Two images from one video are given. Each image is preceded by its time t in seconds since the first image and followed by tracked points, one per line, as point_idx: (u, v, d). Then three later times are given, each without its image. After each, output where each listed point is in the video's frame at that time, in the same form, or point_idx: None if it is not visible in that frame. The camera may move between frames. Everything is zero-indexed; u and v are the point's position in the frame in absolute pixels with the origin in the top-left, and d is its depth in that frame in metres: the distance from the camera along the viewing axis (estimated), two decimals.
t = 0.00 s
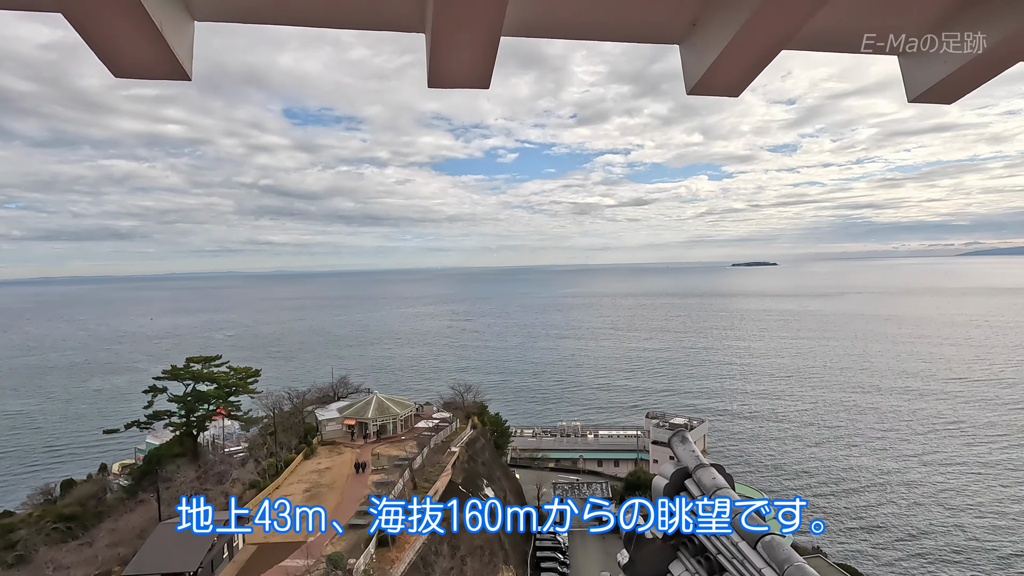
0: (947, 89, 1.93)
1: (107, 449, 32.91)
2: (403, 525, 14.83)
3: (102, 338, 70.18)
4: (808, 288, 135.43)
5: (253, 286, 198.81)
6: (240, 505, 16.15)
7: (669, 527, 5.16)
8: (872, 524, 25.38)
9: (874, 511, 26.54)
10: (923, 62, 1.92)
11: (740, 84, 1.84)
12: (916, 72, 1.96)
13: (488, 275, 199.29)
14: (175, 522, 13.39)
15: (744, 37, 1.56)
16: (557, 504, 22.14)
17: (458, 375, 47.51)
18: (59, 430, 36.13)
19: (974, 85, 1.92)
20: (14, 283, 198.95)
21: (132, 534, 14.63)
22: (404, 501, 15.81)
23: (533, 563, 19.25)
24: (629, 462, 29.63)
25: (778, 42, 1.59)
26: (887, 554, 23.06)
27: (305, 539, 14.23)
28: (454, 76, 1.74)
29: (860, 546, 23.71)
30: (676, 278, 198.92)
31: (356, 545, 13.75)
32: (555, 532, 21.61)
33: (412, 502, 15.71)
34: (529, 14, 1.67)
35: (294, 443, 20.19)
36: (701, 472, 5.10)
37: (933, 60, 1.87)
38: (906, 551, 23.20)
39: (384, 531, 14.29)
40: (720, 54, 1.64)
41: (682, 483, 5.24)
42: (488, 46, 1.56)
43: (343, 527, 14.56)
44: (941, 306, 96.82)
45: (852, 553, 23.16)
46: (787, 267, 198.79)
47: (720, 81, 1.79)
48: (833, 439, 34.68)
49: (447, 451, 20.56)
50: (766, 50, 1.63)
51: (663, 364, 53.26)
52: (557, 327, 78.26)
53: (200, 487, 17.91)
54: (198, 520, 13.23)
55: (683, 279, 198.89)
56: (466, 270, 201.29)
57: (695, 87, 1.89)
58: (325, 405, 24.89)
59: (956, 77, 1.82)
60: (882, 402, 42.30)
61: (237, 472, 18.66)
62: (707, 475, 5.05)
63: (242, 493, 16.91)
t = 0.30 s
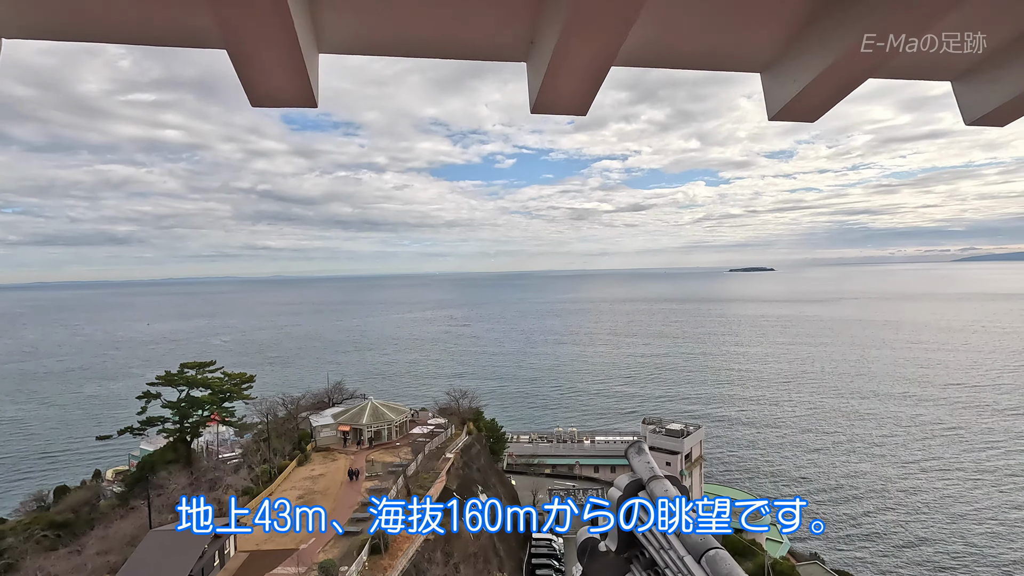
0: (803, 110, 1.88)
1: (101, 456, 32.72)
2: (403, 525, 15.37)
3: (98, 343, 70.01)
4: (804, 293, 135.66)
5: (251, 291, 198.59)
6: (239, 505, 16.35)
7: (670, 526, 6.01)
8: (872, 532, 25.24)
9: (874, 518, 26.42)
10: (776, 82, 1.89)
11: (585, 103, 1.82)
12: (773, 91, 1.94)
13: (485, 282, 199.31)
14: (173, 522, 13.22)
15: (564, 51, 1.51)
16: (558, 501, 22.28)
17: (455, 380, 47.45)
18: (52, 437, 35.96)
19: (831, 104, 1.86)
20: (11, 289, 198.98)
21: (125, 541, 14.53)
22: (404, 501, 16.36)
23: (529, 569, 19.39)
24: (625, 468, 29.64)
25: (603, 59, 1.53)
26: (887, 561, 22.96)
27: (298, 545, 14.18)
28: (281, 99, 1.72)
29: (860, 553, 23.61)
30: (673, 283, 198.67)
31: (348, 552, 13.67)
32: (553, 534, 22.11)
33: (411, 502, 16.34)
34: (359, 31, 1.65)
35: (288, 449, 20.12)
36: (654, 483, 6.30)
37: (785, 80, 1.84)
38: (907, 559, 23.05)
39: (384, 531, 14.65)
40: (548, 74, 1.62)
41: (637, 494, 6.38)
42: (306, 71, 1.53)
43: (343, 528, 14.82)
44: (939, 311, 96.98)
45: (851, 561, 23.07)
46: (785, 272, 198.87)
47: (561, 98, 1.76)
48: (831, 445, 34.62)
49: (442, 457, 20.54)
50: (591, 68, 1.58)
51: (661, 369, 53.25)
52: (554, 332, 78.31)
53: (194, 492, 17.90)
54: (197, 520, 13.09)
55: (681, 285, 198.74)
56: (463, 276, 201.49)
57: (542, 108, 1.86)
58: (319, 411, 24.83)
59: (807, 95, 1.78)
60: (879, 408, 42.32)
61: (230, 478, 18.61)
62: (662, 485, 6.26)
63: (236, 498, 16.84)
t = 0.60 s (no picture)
0: (684, 101, 1.65)
1: (99, 458, 32.73)
2: (404, 524, 15.39)
3: (97, 345, 70.11)
4: (804, 295, 135.69)
5: (251, 293, 198.61)
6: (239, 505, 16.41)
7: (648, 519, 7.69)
8: (871, 535, 25.15)
9: (873, 521, 26.34)
10: (655, 76, 1.65)
11: (446, 97, 1.64)
12: (652, 87, 1.70)
13: (485, 283, 199.16)
14: (174, 522, 13.30)
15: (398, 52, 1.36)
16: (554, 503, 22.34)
17: (453, 382, 47.43)
18: (51, 438, 35.99)
19: (711, 96, 1.63)
20: (11, 290, 199.17)
21: (118, 545, 14.53)
22: (403, 501, 16.40)
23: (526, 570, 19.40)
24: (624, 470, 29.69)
25: (443, 53, 1.34)
26: (885, 564, 22.87)
27: (293, 547, 14.19)
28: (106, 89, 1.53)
29: (859, 556, 23.53)
30: (674, 284, 198.55)
31: (343, 554, 13.71)
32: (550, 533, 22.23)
33: (411, 502, 16.38)
34: (191, 24, 1.43)
35: (283, 452, 20.23)
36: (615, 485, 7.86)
37: (658, 76, 1.62)
38: (905, 562, 22.97)
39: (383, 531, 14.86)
40: (395, 63, 1.43)
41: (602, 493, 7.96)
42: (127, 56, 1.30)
43: (343, 528, 14.93)
44: (939, 314, 96.90)
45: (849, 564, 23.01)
46: (784, 274, 198.84)
47: (417, 94, 1.59)
48: (830, 448, 34.54)
49: (439, 459, 20.57)
50: (433, 65, 1.40)
51: (660, 372, 53.24)
52: (554, 334, 78.30)
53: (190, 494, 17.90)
54: (197, 520, 13.19)
55: (682, 288, 198.40)
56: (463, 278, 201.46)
57: (399, 102, 1.67)
58: (316, 413, 24.83)
59: (680, 91, 1.57)
60: (878, 411, 42.29)
61: (225, 480, 18.56)
62: (622, 487, 7.79)
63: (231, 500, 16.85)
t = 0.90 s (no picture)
0: (537, 106, 1.70)
1: (94, 457, 32.62)
2: (404, 524, 15.24)
3: (93, 343, 69.87)
4: (802, 293, 135.78)
5: (248, 291, 198.36)
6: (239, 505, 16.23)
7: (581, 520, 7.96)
8: (867, 534, 25.13)
9: (869, 519, 26.33)
10: (505, 79, 1.68)
11: (281, 101, 1.63)
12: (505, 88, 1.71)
13: (482, 282, 199.11)
14: (174, 522, 13.22)
15: (219, 55, 1.35)
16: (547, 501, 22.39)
17: (450, 381, 47.36)
18: (45, 437, 35.86)
19: (560, 105, 1.70)
20: (8, 288, 198.78)
21: (111, 544, 14.49)
22: (403, 501, 16.36)
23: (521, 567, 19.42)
24: (619, 468, 29.73)
25: (264, 56, 1.34)
26: (881, 562, 22.88)
27: (287, 545, 14.24)
28: None
29: (854, 555, 23.54)
30: (672, 282, 198.62)
31: (336, 552, 13.79)
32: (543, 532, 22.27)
33: (412, 502, 16.21)
34: None
35: (278, 450, 20.12)
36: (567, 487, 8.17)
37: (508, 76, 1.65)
38: (901, 560, 22.98)
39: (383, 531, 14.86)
40: (199, 68, 1.42)
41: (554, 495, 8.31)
42: None
43: (343, 528, 14.91)
44: (936, 311, 97.02)
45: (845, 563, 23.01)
46: (781, 272, 198.91)
47: (245, 101, 1.57)
48: (826, 446, 34.54)
49: (434, 457, 20.55)
50: (258, 65, 1.38)
51: (658, 370, 53.21)
52: (551, 332, 78.20)
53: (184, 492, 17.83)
54: (197, 520, 13.25)
55: (680, 285, 198.34)
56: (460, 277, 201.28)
57: (227, 108, 1.65)
58: (311, 411, 24.78)
59: (526, 90, 1.59)
60: (874, 409, 42.33)
61: (219, 478, 18.50)
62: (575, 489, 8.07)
63: (225, 500, 16.76)
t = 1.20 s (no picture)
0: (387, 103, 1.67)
1: (91, 456, 32.60)
2: (403, 524, 15.23)
3: (92, 342, 69.83)
4: (802, 292, 135.74)
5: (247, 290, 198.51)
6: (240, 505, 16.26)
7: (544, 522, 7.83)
8: (864, 534, 25.10)
9: (866, 520, 26.28)
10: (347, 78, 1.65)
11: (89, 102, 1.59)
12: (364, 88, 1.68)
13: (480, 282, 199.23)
14: (174, 522, 13.24)
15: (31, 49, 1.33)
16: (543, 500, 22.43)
17: (449, 380, 47.35)
18: (43, 437, 35.89)
19: (408, 100, 1.67)
20: (8, 287, 198.91)
21: (105, 544, 14.48)
22: (402, 501, 16.37)
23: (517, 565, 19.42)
24: (616, 467, 29.75)
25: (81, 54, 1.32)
26: (877, 563, 22.83)
27: (282, 545, 14.22)
28: None
29: (851, 555, 23.49)
30: (671, 281, 198.56)
31: (331, 552, 13.74)
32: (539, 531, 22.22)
33: (411, 502, 16.19)
34: None
35: (275, 449, 20.12)
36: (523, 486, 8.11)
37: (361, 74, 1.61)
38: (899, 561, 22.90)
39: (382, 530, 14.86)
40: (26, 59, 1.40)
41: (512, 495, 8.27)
42: None
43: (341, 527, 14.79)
44: (936, 311, 96.97)
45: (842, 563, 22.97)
46: (780, 271, 198.86)
47: (73, 92, 1.52)
48: (823, 446, 34.50)
49: (430, 457, 20.51)
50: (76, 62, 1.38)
51: (656, 369, 53.19)
52: (550, 332, 78.09)
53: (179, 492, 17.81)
54: (197, 519, 13.31)
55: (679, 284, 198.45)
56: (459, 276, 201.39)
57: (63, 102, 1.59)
58: (308, 411, 24.78)
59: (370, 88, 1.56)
60: (872, 409, 42.26)
61: (215, 477, 18.47)
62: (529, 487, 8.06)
63: (220, 499, 16.75)
